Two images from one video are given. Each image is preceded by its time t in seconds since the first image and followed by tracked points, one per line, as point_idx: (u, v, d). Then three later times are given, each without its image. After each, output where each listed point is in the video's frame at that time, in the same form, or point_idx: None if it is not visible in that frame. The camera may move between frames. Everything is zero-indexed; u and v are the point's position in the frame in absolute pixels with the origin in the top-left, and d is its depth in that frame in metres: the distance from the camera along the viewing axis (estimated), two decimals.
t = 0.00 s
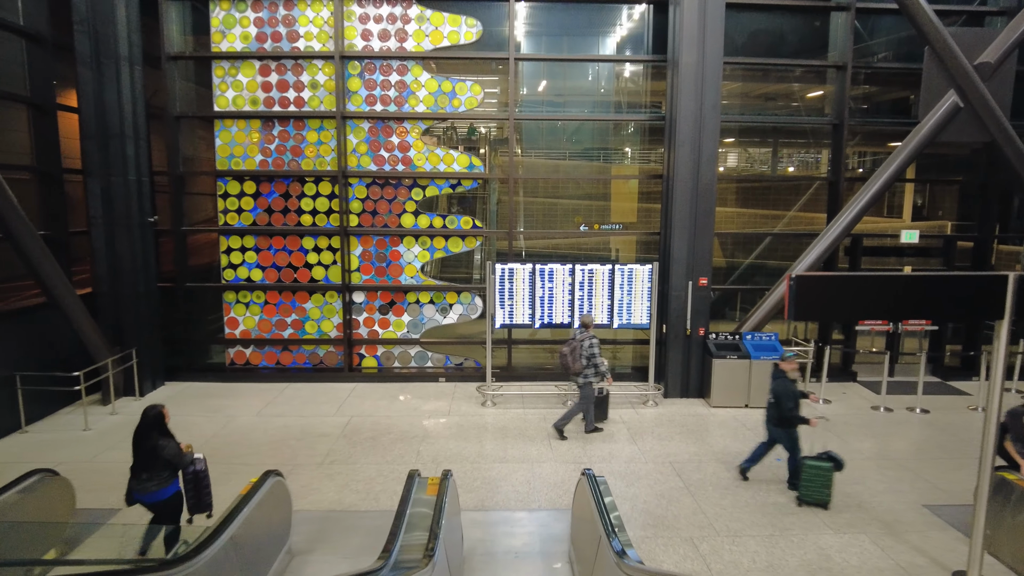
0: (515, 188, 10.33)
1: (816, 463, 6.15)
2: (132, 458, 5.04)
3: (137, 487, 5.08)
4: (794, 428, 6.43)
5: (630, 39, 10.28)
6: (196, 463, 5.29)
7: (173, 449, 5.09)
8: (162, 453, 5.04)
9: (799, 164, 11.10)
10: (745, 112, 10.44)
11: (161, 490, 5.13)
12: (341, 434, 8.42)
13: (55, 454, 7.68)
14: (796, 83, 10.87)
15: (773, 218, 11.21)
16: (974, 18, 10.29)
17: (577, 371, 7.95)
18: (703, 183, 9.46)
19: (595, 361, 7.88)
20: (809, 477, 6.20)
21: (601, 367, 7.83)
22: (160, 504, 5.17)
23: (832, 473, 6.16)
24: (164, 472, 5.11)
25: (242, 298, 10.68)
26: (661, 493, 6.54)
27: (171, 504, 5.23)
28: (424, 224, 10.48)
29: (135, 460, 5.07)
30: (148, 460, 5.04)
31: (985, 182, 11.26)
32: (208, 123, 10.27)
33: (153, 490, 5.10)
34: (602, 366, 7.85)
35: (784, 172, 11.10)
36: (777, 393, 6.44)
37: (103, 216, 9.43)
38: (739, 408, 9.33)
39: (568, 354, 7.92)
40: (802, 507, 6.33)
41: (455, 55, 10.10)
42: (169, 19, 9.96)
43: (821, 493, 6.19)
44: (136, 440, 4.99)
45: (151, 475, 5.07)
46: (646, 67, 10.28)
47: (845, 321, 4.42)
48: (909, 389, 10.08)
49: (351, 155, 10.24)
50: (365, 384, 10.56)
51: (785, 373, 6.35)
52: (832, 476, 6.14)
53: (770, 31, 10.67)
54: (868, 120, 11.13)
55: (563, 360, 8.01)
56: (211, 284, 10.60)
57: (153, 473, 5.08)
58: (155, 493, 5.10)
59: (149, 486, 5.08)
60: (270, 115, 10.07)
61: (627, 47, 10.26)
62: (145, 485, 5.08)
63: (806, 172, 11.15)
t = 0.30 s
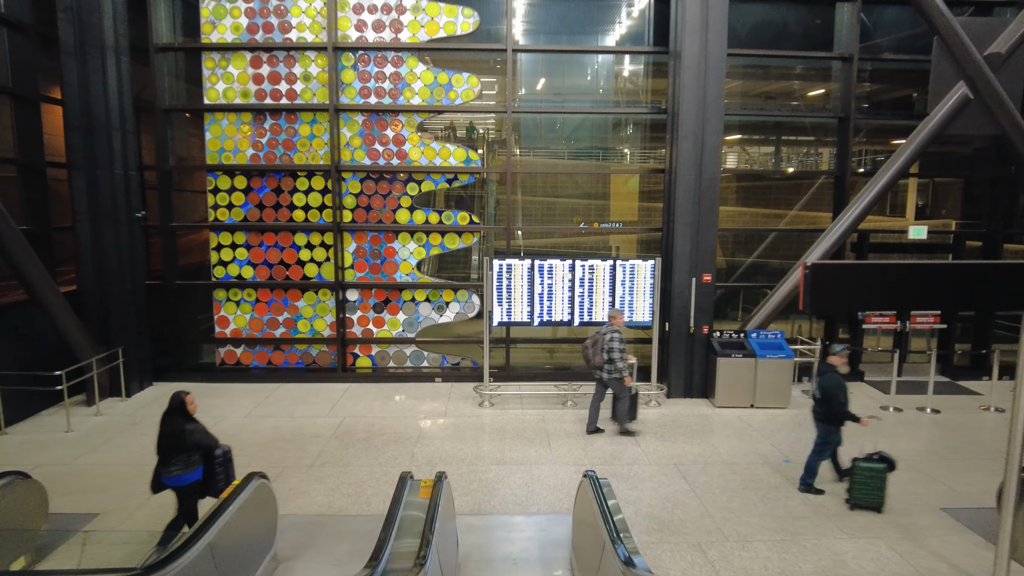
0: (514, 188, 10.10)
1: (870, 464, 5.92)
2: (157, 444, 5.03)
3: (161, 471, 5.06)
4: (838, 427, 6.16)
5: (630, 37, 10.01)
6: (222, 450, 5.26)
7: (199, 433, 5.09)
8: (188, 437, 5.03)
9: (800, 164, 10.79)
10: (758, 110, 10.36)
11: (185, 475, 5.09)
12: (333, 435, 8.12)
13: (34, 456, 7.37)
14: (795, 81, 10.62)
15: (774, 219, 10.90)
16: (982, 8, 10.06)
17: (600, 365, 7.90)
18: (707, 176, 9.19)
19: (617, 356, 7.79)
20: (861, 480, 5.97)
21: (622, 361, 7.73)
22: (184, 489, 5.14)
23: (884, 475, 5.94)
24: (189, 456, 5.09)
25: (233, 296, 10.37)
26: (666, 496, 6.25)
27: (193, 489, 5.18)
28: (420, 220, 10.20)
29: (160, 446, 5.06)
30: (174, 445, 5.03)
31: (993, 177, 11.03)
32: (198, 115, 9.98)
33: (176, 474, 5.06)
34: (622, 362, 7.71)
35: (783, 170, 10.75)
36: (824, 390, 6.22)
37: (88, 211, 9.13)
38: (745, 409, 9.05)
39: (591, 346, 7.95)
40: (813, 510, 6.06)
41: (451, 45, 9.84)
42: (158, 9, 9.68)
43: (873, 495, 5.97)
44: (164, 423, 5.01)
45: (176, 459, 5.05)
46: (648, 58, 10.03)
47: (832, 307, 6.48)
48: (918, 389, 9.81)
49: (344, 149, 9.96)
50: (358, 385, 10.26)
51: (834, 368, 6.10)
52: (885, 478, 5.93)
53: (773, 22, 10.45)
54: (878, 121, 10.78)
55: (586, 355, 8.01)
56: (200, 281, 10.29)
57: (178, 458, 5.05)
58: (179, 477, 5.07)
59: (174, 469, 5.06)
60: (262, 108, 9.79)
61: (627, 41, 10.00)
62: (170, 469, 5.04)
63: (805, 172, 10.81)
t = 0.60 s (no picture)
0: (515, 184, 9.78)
1: (932, 465, 5.57)
2: (193, 421, 4.95)
3: (190, 451, 4.93)
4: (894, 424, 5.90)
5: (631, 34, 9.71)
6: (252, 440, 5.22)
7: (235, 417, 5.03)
8: (225, 419, 4.97)
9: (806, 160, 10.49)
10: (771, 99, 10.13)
11: (213, 459, 4.97)
12: (327, 434, 7.79)
13: (12, 456, 7.01)
14: (795, 79, 10.35)
15: (777, 216, 10.60)
16: None
17: (632, 361, 7.69)
18: (714, 166, 8.88)
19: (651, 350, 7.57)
20: (924, 482, 5.60)
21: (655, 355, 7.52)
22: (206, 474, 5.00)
23: (948, 476, 5.56)
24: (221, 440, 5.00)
25: (224, 291, 10.02)
26: (677, 497, 5.92)
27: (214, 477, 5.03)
28: (418, 213, 9.87)
29: (196, 425, 4.98)
30: (210, 425, 4.95)
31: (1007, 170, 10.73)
32: (188, 104, 9.64)
33: (204, 458, 4.94)
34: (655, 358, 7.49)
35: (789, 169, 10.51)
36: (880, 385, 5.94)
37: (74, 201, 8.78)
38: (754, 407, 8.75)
39: (624, 342, 7.78)
40: (833, 512, 5.74)
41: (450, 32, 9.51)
42: None
43: (938, 498, 5.60)
44: (203, 402, 4.95)
45: (208, 440, 4.95)
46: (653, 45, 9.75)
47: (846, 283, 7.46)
48: (931, 387, 9.51)
49: (339, 139, 9.65)
50: (354, 383, 9.92)
51: (890, 360, 5.89)
52: (950, 478, 5.56)
53: (781, 10, 10.17)
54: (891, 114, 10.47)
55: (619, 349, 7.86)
56: (190, 276, 9.95)
57: (210, 440, 4.96)
58: (208, 461, 4.95)
59: (203, 452, 4.94)
60: (254, 96, 9.48)
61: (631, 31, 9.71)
62: (200, 451, 4.93)
63: (810, 171, 10.55)
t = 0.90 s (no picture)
0: (514, 187, 9.49)
1: (993, 476, 5.29)
2: (233, 415, 5.17)
3: (223, 444, 5.15)
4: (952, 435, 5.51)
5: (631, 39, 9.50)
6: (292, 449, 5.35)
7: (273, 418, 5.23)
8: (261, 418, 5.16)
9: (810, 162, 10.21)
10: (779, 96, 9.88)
11: (243, 454, 5.15)
12: (318, 441, 7.47)
13: None
14: (796, 83, 10.09)
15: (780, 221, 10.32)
16: None
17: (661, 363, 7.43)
18: (720, 165, 8.61)
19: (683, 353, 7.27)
20: (986, 494, 5.30)
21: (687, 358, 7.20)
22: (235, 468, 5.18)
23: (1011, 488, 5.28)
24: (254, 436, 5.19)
25: (214, 294, 9.71)
26: (686, 508, 5.61)
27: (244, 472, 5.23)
28: (414, 214, 9.59)
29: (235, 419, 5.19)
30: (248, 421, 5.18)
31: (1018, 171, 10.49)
32: (179, 101, 9.37)
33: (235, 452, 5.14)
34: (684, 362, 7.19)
35: (790, 174, 10.28)
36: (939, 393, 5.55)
37: (58, 200, 8.48)
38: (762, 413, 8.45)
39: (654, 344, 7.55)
40: (851, 524, 5.43)
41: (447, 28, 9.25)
42: None
43: (1000, 512, 5.30)
44: (248, 398, 5.19)
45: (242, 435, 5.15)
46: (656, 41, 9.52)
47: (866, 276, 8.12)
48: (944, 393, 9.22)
49: (334, 138, 9.38)
50: (347, 388, 9.60)
51: (951, 369, 5.48)
52: (1013, 491, 5.26)
53: (787, 7, 9.95)
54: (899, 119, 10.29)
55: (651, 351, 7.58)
56: (180, 278, 9.65)
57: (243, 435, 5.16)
58: (236, 455, 5.13)
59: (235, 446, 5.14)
60: (247, 93, 9.22)
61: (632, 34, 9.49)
62: (233, 445, 5.12)
63: (811, 177, 10.33)
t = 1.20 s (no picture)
0: (512, 196, 9.21)
1: None
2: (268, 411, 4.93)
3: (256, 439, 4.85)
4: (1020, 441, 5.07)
5: (630, 52, 9.29)
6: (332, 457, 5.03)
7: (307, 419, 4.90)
8: (294, 418, 4.85)
9: (811, 172, 9.97)
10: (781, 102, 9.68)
11: (272, 454, 4.81)
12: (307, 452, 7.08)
13: None
14: (796, 92, 9.86)
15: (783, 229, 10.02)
16: None
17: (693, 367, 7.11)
18: (726, 165, 8.35)
19: (710, 361, 6.92)
20: None
21: (708, 367, 6.85)
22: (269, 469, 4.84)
23: None
24: (287, 437, 4.87)
25: (203, 300, 9.38)
26: (698, 521, 5.24)
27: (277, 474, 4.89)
28: (410, 217, 9.28)
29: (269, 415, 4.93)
30: (280, 420, 4.89)
31: None
32: (168, 101, 9.12)
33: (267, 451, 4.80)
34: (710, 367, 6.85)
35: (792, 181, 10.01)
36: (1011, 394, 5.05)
37: (40, 201, 8.19)
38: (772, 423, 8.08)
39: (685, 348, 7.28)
40: (875, 537, 5.06)
41: (445, 26, 9.03)
42: None
43: None
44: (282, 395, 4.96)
45: (275, 434, 4.85)
46: (659, 40, 9.29)
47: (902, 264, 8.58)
48: (960, 402, 8.85)
49: (328, 139, 9.12)
50: (340, 398, 9.22)
51: None
52: None
53: (792, 7, 9.76)
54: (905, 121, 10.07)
55: (683, 355, 7.38)
56: (168, 283, 9.32)
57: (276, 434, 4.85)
58: (266, 454, 4.79)
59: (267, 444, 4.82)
60: (238, 93, 8.97)
61: (633, 45, 9.28)
62: (262, 440, 4.81)
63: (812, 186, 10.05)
